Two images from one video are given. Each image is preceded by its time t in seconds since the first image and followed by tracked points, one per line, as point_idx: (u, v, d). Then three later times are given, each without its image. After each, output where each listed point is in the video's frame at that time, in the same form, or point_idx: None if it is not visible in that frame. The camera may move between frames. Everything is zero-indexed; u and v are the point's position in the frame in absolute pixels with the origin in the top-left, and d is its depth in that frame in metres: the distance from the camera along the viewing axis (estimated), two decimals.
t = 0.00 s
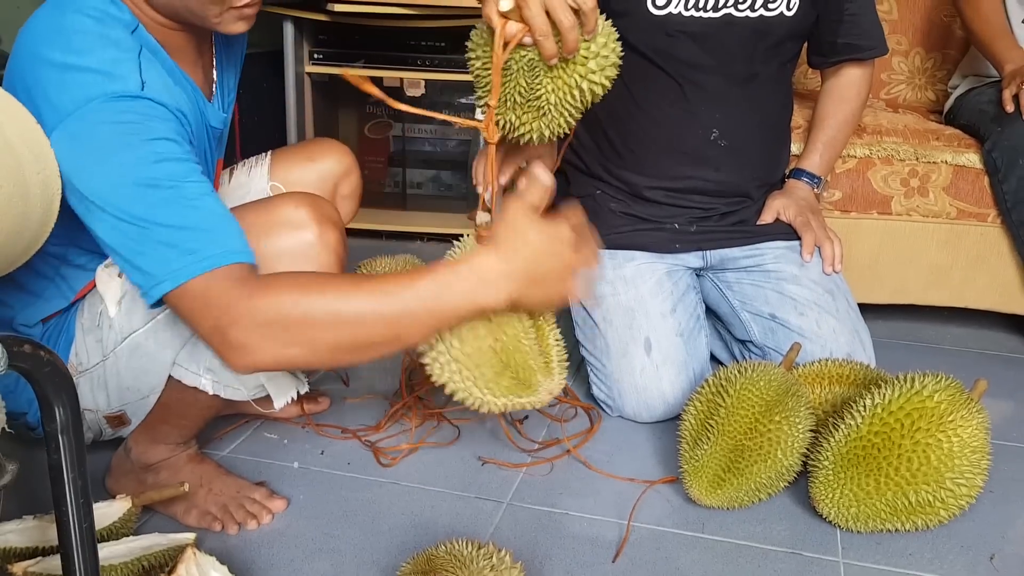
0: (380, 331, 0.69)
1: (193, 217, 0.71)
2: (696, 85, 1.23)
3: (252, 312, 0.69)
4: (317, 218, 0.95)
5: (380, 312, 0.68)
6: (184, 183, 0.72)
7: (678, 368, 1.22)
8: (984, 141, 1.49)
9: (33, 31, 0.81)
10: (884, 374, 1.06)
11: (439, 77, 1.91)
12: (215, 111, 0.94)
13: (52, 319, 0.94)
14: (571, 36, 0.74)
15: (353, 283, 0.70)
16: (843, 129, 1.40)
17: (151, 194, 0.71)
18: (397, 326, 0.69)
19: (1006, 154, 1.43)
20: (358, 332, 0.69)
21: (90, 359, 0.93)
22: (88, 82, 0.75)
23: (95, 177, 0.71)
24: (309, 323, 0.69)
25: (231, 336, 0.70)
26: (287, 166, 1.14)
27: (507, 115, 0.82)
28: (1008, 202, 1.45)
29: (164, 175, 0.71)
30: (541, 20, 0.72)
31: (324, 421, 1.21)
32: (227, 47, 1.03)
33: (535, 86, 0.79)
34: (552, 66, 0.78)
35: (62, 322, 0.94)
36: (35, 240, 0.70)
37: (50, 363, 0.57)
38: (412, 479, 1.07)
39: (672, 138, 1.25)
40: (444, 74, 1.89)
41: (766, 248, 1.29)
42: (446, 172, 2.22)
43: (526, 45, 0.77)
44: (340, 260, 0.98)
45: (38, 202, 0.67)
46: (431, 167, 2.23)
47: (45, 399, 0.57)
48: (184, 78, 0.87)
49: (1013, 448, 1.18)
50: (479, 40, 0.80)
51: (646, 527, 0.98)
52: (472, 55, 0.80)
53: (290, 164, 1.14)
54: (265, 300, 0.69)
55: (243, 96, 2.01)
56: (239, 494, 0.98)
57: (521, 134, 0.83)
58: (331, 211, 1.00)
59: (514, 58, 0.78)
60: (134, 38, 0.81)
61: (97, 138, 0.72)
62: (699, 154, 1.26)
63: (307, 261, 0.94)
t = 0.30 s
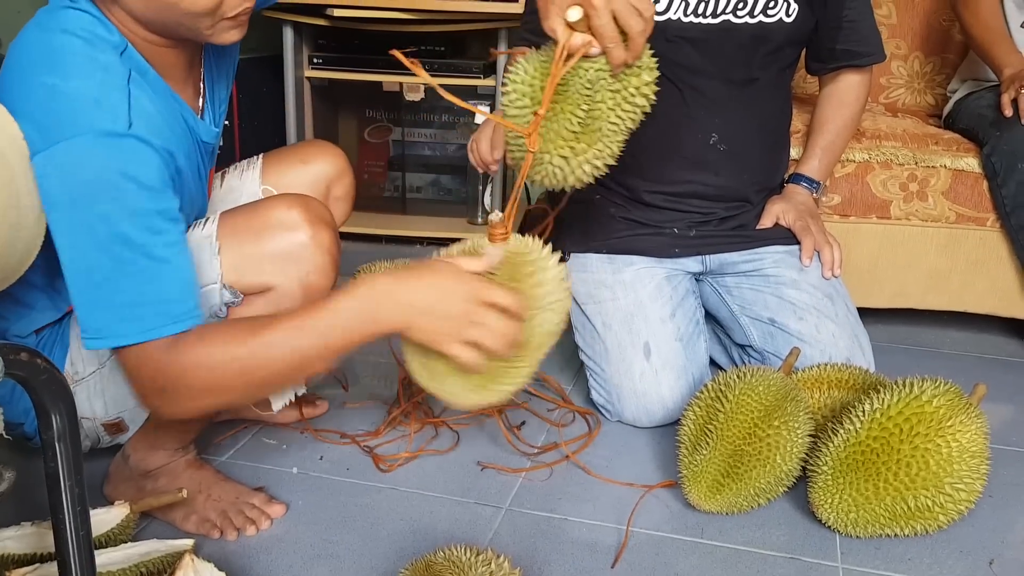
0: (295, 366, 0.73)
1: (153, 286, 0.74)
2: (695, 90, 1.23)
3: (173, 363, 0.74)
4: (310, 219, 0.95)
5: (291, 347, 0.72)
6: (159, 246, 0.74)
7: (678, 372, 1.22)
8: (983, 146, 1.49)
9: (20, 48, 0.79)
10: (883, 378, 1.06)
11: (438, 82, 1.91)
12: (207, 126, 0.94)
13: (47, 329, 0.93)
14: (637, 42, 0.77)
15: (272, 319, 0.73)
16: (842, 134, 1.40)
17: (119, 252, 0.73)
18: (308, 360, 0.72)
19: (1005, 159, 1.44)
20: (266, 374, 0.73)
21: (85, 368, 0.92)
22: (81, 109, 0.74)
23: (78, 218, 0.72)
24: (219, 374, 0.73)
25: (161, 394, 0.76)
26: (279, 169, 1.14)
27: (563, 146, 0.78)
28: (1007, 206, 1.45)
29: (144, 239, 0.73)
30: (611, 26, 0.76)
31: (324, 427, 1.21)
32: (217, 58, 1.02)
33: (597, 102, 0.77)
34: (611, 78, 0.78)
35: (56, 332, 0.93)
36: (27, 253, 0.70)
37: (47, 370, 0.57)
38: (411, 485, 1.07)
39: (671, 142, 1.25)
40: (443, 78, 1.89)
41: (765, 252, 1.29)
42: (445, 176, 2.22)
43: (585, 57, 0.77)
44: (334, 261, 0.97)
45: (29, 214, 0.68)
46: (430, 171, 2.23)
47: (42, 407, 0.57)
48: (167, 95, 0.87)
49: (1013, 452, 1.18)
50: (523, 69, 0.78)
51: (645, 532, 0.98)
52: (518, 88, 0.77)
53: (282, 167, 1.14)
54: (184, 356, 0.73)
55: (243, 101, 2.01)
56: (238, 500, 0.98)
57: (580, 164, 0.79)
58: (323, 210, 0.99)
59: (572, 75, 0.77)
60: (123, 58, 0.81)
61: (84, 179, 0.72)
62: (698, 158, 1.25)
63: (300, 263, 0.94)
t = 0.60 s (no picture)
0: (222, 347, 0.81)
1: (122, 297, 0.78)
2: (693, 91, 1.23)
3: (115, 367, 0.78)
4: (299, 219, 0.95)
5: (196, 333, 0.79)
6: (133, 262, 0.78)
7: (675, 374, 1.21)
8: (981, 149, 1.49)
9: (16, 47, 0.80)
10: (880, 381, 1.06)
11: (436, 83, 1.91)
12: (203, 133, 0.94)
13: (35, 331, 0.93)
14: (621, 43, 0.76)
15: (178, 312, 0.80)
16: (840, 137, 1.40)
17: (93, 263, 0.76)
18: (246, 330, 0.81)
19: (1002, 162, 1.44)
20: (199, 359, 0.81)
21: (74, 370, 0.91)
22: (65, 121, 0.75)
23: (61, 225, 0.74)
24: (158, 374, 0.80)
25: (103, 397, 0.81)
26: (281, 177, 1.14)
27: (571, 154, 0.81)
28: (1005, 209, 1.46)
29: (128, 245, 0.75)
30: (585, 33, 0.75)
31: (321, 428, 1.21)
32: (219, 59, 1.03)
33: (594, 107, 0.78)
34: (604, 81, 0.78)
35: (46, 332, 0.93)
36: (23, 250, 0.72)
37: (42, 370, 0.57)
38: (408, 486, 1.07)
39: (669, 143, 1.25)
40: (442, 80, 1.89)
41: (763, 255, 1.29)
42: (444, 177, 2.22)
43: (569, 67, 0.78)
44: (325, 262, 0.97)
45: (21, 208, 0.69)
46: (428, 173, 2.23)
47: (37, 407, 0.57)
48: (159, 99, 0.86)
49: (1009, 455, 1.18)
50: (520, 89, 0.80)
51: (641, 534, 0.98)
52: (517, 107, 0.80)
53: (284, 175, 1.14)
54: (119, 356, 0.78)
55: (241, 102, 2.02)
56: (234, 501, 0.98)
57: (594, 168, 0.81)
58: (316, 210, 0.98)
59: (563, 88, 0.78)
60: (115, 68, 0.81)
61: (65, 193, 0.74)
62: (696, 160, 1.26)
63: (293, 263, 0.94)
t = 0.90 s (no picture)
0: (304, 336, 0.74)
1: (154, 272, 0.74)
2: (692, 92, 1.23)
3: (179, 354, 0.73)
4: (294, 217, 0.95)
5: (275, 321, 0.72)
6: (155, 234, 0.75)
7: (675, 376, 1.21)
8: (979, 150, 1.50)
9: (16, 40, 0.80)
10: (878, 382, 1.07)
11: (435, 83, 1.91)
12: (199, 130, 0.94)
13: (31, 331, 0.94)
14: (615, 61, 0.75)
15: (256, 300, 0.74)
16: (839, 138, 1.41)
17: (113, 243, 0.73)
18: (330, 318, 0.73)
19: (1000, 163, 1.44)
20: (278, 348, 0.74)
21: (72, 369, 0.93)
22: (63, 110, 0.74)
23: (70, 213, 0.72)
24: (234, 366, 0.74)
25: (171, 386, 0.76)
26: (276, 173, 1.14)
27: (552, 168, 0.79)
28: (1003, 211, 1.46)
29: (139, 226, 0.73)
30: (583, 51, 0.75)
31: (319, 428, 1.21)
32: (217, 55, 1.03)
33: (582, 123, 0.77)
34: (593, 98, 0.77)
35: (40, 333, 0.93)
36: (25, 252, 0.72)
37: (41, 368, 0.57)
38: (406, 485, 1.07)
39: (668, 144, 1.25)
40: (442, 80, 1.89)
41: (761, 255, 1.29)
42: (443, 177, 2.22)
43: (563, 83, 0.77)
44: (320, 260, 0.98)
45: (27, 208, 0.69)
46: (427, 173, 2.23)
47: (36, 404, 0.57)
48: (158, 92, 0.86)
49: (1007, 456, 1.18)
50: (508, 100, 0.79)
51: (639, 534, 0.98)
52: (505, 118, 0.79)
53: (279, 171, 1.14)
54: (183, 345, 0.73)
55: (241, 101, 2.02)
56: (232, 500, 0.98)
57: (572, 183, 0.80)
58: (312, 213, 0.99)
59: (552, 100, 0.77)
60: (115, 60, 0.80)
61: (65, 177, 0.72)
62: (695, 161, 1.26)
63: (286, 262, 0.94)
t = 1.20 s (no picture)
0: (393, 352, 0.66)
1: (195, 232, 0.69)
2: (691, 95, 1.23)
3: (270, 327, 0.66)
4: (289, 216, 0.95)
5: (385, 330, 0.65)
6: (184, 201, 0.70)
7: (672, 377, 1.22)
8: (978, 154, 1.50)
9: (17, 43, 0.81)
10: (876, 384, 1.07)
11: (435, 85, 1.91)
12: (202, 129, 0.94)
13: (29, 329, 0.94)
14: (628, 81, 0.76)
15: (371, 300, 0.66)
16: (837, 142, 1.41)
17: (145, 214, 0.69)
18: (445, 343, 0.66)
19: (999, 167, 1.45)
20: (366, 355, 0.66)
21: (69, 366, 0.93)
22: (69, 101, 0.74)
23: (94, 192, 0.70)
24: (309, 352, 0.66)
25: (243, 355, 0.68)
26: (282, 174, 1.14)
27: (566, 186, 0.79)
28: (1001, 215, 1.46)
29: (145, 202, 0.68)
30: (599, 70, 0.75)
31: (317, 429, 1.21)
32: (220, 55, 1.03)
33: (596, 142, 0.77)
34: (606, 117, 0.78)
35: (37, 331, 0.94)
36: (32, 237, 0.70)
37: (41, 369, 0.57)
38: (405, 487, 1.07)
39: (668, 147, 1.25)
40: (442, 82, 1.90)
41: (760, 258, 1.29)
42: (443, 179, 2.22)
43: (576, 103, 0.77)
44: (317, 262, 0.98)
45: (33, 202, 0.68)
46: (426, 175, 2.23)
47: (36, 404, 0.57)
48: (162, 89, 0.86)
49: (1006, 459, 1.18)
50: (522, 121, 0.79)
51: (637, 536, 0.98)
52: (516, 138, 0.79)
53: (285, 172, 1.14)
54: (280, 320, 0.65)
55: (242, 102, 2.02)
56: (231, 501, 0.98)
57: (586, 201, 0.80)
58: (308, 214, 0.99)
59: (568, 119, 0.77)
60: (117, 57, 0.81)
61: (82, 161, 0.70)
62: (695, 164, 1.26)
63: (280, 262, 0.95)
